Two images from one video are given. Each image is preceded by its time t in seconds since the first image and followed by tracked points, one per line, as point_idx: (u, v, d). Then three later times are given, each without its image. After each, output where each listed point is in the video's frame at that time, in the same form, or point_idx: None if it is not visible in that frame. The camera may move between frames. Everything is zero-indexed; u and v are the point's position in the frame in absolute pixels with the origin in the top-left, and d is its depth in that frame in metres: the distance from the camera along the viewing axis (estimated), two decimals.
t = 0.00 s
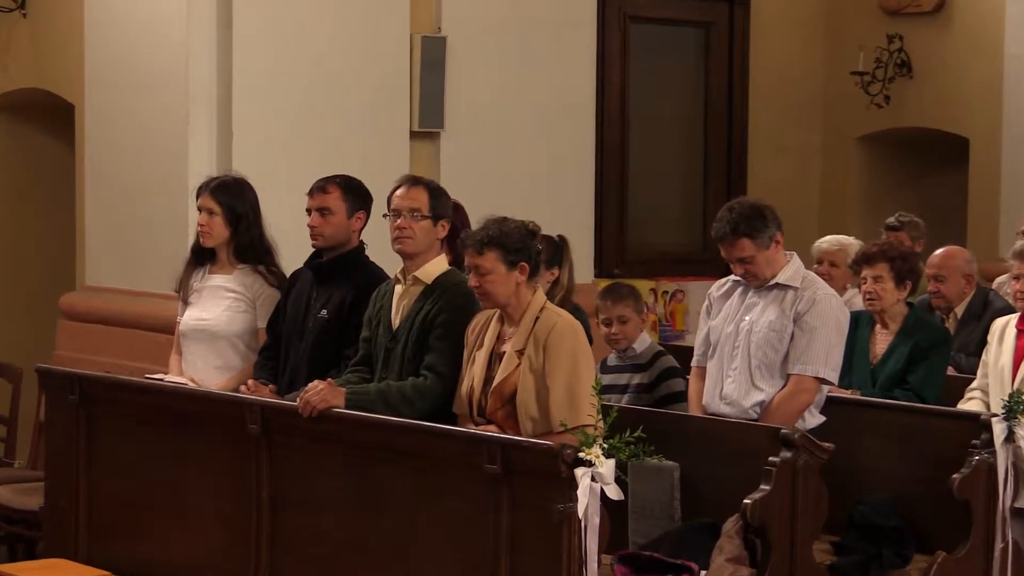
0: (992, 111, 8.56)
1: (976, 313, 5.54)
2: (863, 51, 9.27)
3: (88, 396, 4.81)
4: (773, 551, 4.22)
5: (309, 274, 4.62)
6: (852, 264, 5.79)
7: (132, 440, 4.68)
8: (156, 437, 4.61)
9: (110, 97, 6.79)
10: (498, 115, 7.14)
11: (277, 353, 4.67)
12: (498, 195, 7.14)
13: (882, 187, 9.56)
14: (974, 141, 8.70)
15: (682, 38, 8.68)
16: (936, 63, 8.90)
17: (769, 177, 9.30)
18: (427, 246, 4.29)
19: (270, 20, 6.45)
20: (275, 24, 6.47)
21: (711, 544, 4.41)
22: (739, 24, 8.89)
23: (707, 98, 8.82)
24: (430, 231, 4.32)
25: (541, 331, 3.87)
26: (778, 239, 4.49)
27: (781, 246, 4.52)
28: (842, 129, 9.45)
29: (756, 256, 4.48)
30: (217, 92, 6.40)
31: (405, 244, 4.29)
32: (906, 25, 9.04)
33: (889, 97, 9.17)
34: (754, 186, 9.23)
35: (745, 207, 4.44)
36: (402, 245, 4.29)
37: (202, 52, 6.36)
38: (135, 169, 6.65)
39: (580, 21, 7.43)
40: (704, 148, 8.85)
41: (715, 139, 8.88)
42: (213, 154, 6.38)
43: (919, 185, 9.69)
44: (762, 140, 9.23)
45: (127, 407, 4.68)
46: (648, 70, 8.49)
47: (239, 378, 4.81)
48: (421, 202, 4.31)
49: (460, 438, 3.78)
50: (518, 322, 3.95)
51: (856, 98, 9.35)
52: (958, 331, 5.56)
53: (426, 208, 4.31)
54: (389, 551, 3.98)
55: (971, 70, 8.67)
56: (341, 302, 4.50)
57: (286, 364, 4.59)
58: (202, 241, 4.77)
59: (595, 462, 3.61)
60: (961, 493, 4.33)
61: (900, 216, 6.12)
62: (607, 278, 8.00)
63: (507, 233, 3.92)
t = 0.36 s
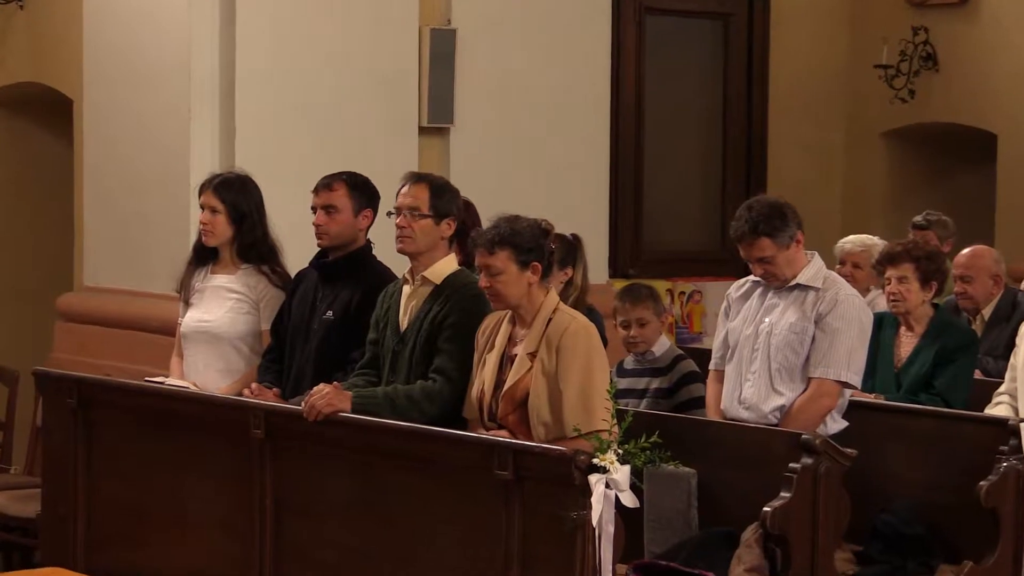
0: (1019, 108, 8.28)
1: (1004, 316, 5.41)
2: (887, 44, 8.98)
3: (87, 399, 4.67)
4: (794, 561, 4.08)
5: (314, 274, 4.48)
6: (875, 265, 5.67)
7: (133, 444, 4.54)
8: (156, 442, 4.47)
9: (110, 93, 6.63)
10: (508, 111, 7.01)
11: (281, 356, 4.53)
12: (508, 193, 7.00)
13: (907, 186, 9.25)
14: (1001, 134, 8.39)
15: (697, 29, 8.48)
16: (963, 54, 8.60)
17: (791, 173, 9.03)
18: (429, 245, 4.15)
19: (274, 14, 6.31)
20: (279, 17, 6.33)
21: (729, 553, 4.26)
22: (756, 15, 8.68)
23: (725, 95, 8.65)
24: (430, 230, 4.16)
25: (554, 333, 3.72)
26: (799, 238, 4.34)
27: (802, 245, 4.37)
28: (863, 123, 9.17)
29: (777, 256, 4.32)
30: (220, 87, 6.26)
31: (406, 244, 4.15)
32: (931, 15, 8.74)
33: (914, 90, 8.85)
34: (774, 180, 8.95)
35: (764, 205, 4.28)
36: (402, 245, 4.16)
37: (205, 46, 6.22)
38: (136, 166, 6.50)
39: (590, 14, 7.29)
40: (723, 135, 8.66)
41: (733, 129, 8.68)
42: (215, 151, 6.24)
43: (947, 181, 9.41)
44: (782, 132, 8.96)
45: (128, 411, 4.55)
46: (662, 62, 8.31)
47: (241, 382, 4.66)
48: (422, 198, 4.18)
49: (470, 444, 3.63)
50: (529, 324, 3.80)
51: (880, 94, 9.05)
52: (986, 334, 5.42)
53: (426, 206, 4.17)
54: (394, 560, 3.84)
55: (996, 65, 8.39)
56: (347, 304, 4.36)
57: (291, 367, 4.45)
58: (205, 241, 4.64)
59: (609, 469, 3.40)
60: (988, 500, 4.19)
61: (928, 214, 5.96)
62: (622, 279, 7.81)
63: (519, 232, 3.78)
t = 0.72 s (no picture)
0: None
1: None
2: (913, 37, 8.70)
3: (81, 406, 4.51)
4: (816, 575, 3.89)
5: (317, 277, 4.32)
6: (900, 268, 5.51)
7: (129, 454, 4.38)
8: (153, 450, 4.31)
9: (110, 91, 6.48)
10: (516, 108, 6.84)
11: (283, 362, 4.36)
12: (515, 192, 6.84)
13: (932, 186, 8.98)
14: None
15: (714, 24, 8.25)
16: (994, 50, 8.22)
17: (811, 171, 8.78)
18: (433, 247, 3.99)
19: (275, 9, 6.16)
20: (282, 13, 6.18)
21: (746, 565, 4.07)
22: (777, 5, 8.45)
23: (743, 95, 8.43)
24: (433, 231, 4.00)
25: (565, 339, 3.56)
26: (820, 239, 4.17)
27: (824, 247, 4.19)
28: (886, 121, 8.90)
29: (797, 258, 4.15)
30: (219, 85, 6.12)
31: (409, 246, 3.99)
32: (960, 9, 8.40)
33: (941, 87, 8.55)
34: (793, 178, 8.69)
35: (785, 205, 4.11)
36: (406, 247, 4.00)
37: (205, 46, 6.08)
38: (136, 167, 6.34)
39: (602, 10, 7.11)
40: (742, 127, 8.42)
41: (752, 123, 8.44)
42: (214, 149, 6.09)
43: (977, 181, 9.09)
44: (803, 131, 8.70)
45: (123, 418, 4.39)
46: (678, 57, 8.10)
47: (242, 389, 4.51)
48: (425, 198, 4.01)
49: (478, 454, 3.47)
50: (540, 329, 3.64)
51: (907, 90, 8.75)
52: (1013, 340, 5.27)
53: (430, 206, 4.00)
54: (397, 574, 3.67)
55: None
56: (351, 308, 4.20)
57: (293, 373, 4.29)
58: (204, 242, 4.50)
59: (623, 480, 3.23)
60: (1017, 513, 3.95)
61: (954, 214, 5.81)
62: (636, 281, 7.60)
63: (529, 233, 3.62)
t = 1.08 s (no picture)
0: None
1: None
2: (943, 31, 8.39)
3: (78, 413, 4.35)
4: None
5: (323, 279, 4.16)
6: (927, 271, 5.34)
7: (128, 463, 4.22)
8: (152, 458, 4.15)
9: (109, 88, 6.32)
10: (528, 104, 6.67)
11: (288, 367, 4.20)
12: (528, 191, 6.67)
13: (966, 180, 8.65)
14: None
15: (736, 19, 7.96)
16: None
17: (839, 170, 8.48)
18: (444, 247, 3.82)
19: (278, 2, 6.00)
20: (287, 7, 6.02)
21: None
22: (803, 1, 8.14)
23: (767, 94, 8.13)
24: (445, 231, 3.83)
25: (581, 344, 3.39)
26: (847, 239, 4.00)
27: (851, 247, 4.03)
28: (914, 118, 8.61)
29: (824, 259, 3.99)
30: (221, 81, 5.96)
31: (418, 246, 3.83)
32: None
33: (971, 82, 8.24)
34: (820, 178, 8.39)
35: (812, 204, 3.94)
36: (414, 247, 3.83)
37: (209, 39, 5.92)
38: (136, 166, 6.17)
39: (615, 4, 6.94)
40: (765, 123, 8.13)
41: (775, 121, 8.15)
42: (216, 146, 5.94)
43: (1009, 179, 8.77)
44: (829, 128, 8.39)
45: (122, 426, 4.23)
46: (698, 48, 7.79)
47: (246, 395, 4.35)
48: (435, 197, 3.85)
49: (489, 463, 3.31)
50: (555, 333, 3.47)
51: (937, 84, 8.45)
52: None
53: (440, 205, 3.84)
54: None
55: None
56: (358, 311, 4.03)
57: (298, 378, 4.12)
58: (204, 243, 4.34)
59: (641, 489, 3.07)
60: None
61: (988, 214, 5.61)
62: (654, 285, 7.36)
63: (543, 234, 3.46)
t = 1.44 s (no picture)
0: None
1: None
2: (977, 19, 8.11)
3: (76, 418, 4.20)
4: None
5: (330, 279, 4.00)
6: (959, 271, 5.17)
7: (128, 469, 4.07)
8: (152, 465, 4.00)
9: (110, 83, 6.18)
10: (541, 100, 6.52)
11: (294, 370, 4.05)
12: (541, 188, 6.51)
13: (997, 177, 8.44)
14: None
15: (761, 12, 7.78)
16: None
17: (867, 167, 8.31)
18: (456, 246, 3.66)
19: None
20: None
21: None
22: None
23: (791, 88, 7.94)
24: (457, 229, 3.67)
25: (599, 347, 3.23)
26: (877, 238, 3.83)
27: (881, 246, 3.86)
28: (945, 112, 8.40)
29: (853, 259, 3.82)
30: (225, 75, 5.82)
31: (429, 244, 3.67)
32: None
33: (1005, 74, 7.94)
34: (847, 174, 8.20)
35: (840, 202, 3.79)
36: (426, 245, 3.68)
37: (212, 32, 5.79)
38: (138, 163, 6.03)
39: None
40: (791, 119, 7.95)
41: (800, 118, 7.97)
42: (219, 142, 5.79)
43: None
44: (856, 121, 8.21)
45: (121, 431, 4.08)
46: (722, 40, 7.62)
47: (250, 400, 4.20)
48: (449, 193, 3.69)
49: (503, 471, 3.15)
50: (571, 336, 3.31)
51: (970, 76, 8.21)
52: None
53: (452, 202, 3.68)
54: None
55: None
56: (366, 312, 3.88)
57: (304, 382, 3.97)
58: (205, 241, 4.19)
59: (661, 499, 2.91)
60: None
61: None
62: (676, 286, 7.19)
63: (559, 232, 3.30)
